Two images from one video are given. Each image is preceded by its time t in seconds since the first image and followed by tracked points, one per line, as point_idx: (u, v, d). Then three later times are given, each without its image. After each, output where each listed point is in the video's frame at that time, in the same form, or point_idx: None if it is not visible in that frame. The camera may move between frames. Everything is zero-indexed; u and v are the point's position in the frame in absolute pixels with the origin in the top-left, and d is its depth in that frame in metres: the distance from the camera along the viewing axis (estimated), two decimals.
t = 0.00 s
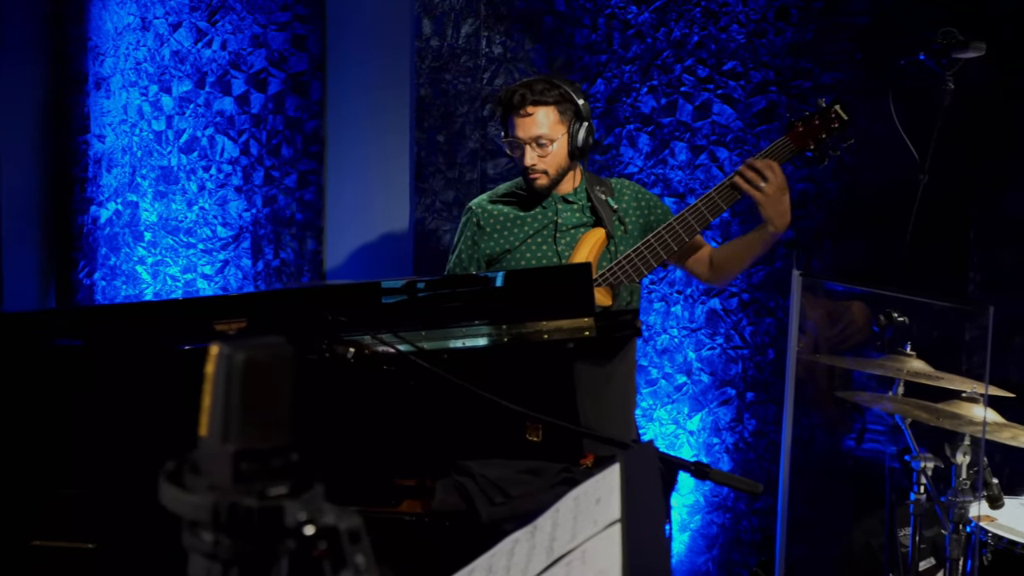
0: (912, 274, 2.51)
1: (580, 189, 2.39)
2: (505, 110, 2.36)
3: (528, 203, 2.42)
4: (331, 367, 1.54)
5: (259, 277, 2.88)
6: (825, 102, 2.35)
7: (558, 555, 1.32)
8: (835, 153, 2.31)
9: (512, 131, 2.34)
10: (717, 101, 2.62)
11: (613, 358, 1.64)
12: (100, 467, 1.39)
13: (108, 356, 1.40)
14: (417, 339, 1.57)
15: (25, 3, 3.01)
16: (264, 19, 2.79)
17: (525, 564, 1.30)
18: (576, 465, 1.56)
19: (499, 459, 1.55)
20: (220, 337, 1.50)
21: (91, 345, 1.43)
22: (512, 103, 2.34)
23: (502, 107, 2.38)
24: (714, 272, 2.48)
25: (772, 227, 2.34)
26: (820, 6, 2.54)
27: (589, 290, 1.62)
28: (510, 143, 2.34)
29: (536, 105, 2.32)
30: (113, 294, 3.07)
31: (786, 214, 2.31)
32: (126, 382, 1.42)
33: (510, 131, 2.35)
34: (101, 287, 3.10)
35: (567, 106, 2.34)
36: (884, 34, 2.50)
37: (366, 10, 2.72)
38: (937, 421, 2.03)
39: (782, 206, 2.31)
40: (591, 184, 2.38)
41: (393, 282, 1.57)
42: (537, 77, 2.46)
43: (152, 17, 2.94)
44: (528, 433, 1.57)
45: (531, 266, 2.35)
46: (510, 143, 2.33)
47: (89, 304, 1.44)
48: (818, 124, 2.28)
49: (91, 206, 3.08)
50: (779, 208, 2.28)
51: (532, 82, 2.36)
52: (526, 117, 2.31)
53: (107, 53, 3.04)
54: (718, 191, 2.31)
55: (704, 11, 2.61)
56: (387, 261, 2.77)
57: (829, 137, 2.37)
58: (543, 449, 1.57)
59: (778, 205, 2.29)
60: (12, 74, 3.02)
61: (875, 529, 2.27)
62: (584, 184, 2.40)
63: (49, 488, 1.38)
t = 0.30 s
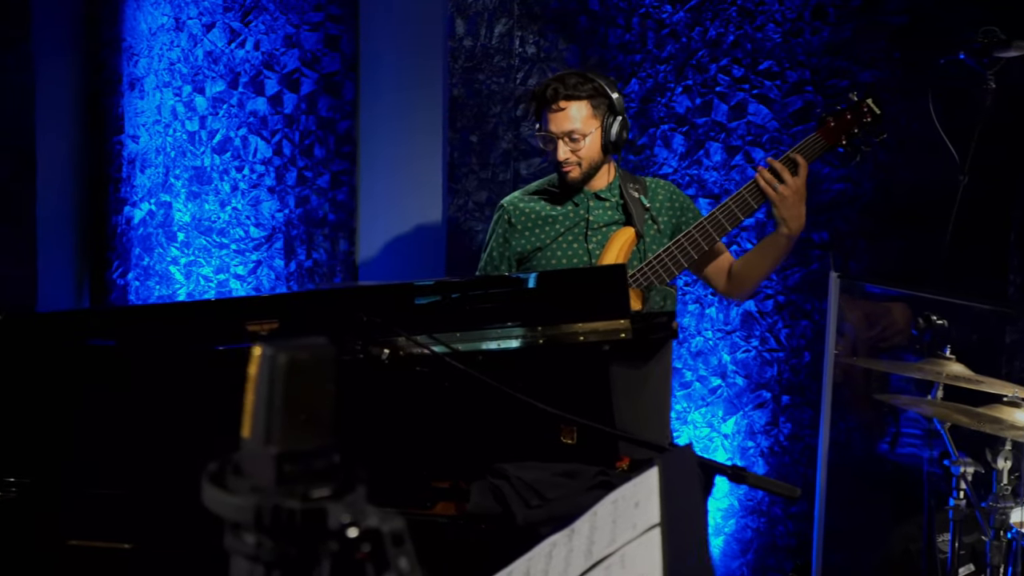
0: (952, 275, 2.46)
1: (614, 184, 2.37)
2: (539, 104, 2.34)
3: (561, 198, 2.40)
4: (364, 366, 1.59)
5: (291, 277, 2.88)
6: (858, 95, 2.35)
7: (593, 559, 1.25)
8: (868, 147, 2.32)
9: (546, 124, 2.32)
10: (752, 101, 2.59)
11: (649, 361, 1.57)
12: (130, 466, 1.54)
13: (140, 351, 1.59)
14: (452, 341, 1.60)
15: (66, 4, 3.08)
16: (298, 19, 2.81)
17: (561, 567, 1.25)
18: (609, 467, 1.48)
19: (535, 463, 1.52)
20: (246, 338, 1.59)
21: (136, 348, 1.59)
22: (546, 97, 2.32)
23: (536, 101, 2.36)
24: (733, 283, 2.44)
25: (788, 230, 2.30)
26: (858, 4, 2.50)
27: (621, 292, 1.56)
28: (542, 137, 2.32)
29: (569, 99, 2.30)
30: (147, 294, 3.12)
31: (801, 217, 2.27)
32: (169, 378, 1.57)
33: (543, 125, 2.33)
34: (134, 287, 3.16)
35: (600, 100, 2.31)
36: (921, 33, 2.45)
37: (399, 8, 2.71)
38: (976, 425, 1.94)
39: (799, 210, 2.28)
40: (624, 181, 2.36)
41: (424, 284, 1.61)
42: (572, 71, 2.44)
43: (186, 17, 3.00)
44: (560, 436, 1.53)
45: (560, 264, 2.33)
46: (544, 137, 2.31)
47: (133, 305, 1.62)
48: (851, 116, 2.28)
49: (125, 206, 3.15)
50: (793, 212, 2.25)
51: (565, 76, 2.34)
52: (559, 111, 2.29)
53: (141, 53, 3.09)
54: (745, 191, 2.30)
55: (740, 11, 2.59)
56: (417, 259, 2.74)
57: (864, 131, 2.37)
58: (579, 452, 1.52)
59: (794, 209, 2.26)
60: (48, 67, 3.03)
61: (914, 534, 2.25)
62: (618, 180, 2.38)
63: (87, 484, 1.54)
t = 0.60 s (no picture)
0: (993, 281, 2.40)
1: (643, 191, 2.34)
2: (569, 108, 2.34)
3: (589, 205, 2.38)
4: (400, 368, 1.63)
5: (325, 278, 2.88)
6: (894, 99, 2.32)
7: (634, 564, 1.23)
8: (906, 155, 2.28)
9: (574, 128, 2.31)
10: (791, 102, 2.56)
11: (688, 364, 1.76)
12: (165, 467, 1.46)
13: (179, 354, 1.47)
14: (489, 343, 1.67)
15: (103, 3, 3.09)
16: (332, 20, 2.80)
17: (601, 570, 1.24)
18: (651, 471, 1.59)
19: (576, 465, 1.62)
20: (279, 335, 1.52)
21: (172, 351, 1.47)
22: (575, 99, 2.32)
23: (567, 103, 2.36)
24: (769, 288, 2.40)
25: (823, 236, 2.28)
26: (899, 3, 2.47)
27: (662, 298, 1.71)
28: (570, 140, 2.30)
29: (599, 103, 2.29)
30: (182, 295, 3.14)
31: (837, 222, 2.26)
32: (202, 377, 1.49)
33: (572, 129, 2.32)
34: (169, 288, 3.18)
35: (631, 106, 2.30)
36: (965, 34, 2.40)
37: (433, 7, 2.70)
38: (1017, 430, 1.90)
39: (834, 215, 2.26)
40: (654, 183, 2.34)
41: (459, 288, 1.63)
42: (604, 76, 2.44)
43: (221, 18, 3.00)
44: (601, 438, 1.67)
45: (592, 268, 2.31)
46: (571, 140, 2.30)
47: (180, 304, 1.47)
48: (890, 123, 2.24)
49: (160, 207, 3.17)
50: (829, 217, 2.23)
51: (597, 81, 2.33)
52: (589, 114, 2.28)
53: (176, 54, 3.10)
54: (781, 196, 2.27)
55: (779, 10, 2.56)
56: (450, 258, 2.73)
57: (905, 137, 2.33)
58: (617, 456, 1.66)
59: (830, 214, 2.24)
60: (83, 67, 3.04)
61: (954, 541, 2.25)
62: (646, 186, 2.35)
63: (127, 483, 1.46)
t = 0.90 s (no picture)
0: None
1: (676, 186, 2.32)
2: (606, 101, 2.32)
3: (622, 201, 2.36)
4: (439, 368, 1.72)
5: (360, 279, 2.87)
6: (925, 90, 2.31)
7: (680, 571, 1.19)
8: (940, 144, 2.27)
9: (610, 120, 2.29)
10: (832, 102, 2.53)
11: (729, 366, 1.82)
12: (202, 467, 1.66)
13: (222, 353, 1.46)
14: (528, 344, 1.76)
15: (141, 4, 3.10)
16: (368, 20, 2.80)
17: None
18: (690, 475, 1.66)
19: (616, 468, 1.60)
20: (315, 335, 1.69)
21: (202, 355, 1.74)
22: (613, 92, 2.30)
23: (602, 96, 2.34)
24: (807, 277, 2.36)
25: (865, 224, 2.28)
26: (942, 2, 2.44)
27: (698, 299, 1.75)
28: (607, 132, 2.28)
29: (636, 95, 2.28)
30: (217, 296, 3.15)
31: (879, 210, 2.25)
32: (242, 379, 1.68)
33: (608, 121, 2.30)
34: (204, 289, 3.18)
35: (668, 99, 2.29)
36: (1010, 32, 2.39)
37: (471, 8, 2.72)
38: None
39: (874, 201, 2.25)
40: (686, 182, 2.31)
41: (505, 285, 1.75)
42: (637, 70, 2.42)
43: (257, 18, 3.00)
44: (639, 442, 1.71)
45: (624, 268, 2.27)
46: (608, 133, 2.28)
47: (218, 306, 1.70)
48: (921, 112, 2.25)
49: (195, 208, 3.17)
50: (871, 204, 2.23)
51: (633, 73, 2.32)
52: (626, 106, 2.27)
53: (212, 54, 3.11)
54: (816, 188, 2.26)
55: (819, 8, 2.53)
56: (484, 260, 2.72)
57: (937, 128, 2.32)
58: (657, 459, 1.71)
59: (870, 201, 2.23)
60: (121, 67, 3.05)
61: (999, 548, 2.18)
62: (679, 181, 2.33)
63: (160, 485, 1.67)
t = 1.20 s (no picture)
0: None
1: (711, 193, 2.30)
2: (640, 111, 2.27)
3: (657, 209, 2.33)
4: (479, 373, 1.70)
5: (396, 281, 2.88)
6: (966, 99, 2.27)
7: None
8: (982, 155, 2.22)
9: (645, 132, 2.26)
10: (873, 102, 2.50)
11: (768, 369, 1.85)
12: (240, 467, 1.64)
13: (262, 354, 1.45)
14: (565, 348, 1.74)
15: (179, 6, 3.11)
16: (405, 20, 2.80)
17: None
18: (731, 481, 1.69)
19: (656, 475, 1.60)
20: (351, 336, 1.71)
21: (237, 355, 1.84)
22: (648, 103, 2.25)
23: (635, 106, 2.29)
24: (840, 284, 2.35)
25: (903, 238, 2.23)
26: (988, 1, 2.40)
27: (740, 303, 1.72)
28: (643, 145, 2.25)
29: (673, 106, 2.24)
30: (253, 297, 3.16)
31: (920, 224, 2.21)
32: (277, 382, 1.63)
33: (643, 132, 2.26)
34: (240, 290, 3.20)
35: (704, 108, 2.25)
36: None
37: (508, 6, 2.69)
38: None
39: (915, 215, 2.21)
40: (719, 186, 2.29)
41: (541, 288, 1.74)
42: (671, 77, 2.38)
43: (294, 19, 3.01)
44: (678, 447, 1.76)
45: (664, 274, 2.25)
46: (645, 145, 2.25)
47: (252, 306, 1.68)
48: (962, 123, 2.20)
49: (231, 209, 3.18)
50: (910, 218, 2.19)
51: (668, 83, 2.27)
52: (663, 118, 2.23)
53: (249, 56, 3.11)
54: (858, 195, 2.22)
55: (861, 8, 2.50)
56: (519, 263, 2.72)
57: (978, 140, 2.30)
58: (695, 463, 1.77)
59: (910, 215, 2.19)
60: (160, 67, 3.06)
61: None
62: (712, 188, 2.31)
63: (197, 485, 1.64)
